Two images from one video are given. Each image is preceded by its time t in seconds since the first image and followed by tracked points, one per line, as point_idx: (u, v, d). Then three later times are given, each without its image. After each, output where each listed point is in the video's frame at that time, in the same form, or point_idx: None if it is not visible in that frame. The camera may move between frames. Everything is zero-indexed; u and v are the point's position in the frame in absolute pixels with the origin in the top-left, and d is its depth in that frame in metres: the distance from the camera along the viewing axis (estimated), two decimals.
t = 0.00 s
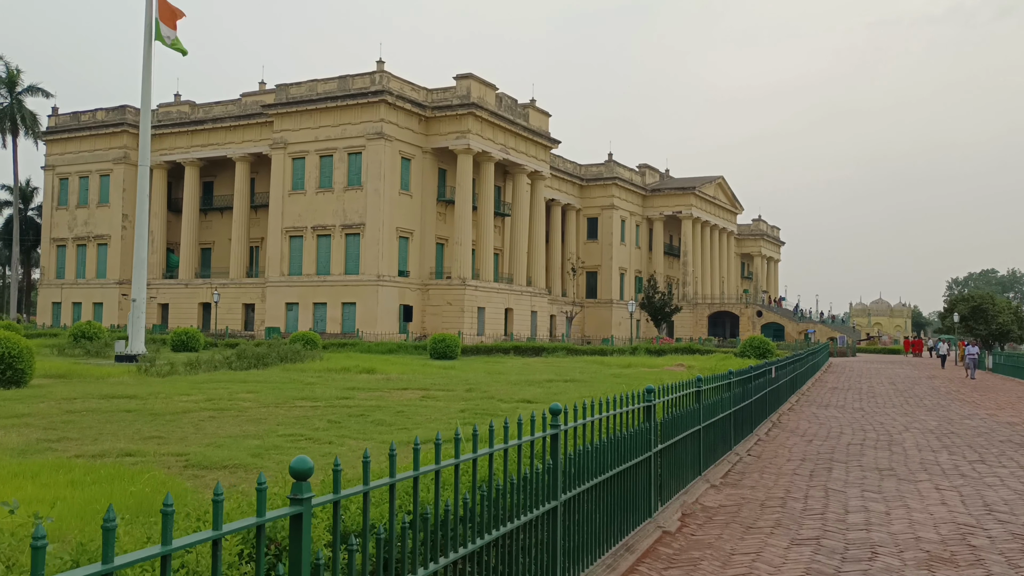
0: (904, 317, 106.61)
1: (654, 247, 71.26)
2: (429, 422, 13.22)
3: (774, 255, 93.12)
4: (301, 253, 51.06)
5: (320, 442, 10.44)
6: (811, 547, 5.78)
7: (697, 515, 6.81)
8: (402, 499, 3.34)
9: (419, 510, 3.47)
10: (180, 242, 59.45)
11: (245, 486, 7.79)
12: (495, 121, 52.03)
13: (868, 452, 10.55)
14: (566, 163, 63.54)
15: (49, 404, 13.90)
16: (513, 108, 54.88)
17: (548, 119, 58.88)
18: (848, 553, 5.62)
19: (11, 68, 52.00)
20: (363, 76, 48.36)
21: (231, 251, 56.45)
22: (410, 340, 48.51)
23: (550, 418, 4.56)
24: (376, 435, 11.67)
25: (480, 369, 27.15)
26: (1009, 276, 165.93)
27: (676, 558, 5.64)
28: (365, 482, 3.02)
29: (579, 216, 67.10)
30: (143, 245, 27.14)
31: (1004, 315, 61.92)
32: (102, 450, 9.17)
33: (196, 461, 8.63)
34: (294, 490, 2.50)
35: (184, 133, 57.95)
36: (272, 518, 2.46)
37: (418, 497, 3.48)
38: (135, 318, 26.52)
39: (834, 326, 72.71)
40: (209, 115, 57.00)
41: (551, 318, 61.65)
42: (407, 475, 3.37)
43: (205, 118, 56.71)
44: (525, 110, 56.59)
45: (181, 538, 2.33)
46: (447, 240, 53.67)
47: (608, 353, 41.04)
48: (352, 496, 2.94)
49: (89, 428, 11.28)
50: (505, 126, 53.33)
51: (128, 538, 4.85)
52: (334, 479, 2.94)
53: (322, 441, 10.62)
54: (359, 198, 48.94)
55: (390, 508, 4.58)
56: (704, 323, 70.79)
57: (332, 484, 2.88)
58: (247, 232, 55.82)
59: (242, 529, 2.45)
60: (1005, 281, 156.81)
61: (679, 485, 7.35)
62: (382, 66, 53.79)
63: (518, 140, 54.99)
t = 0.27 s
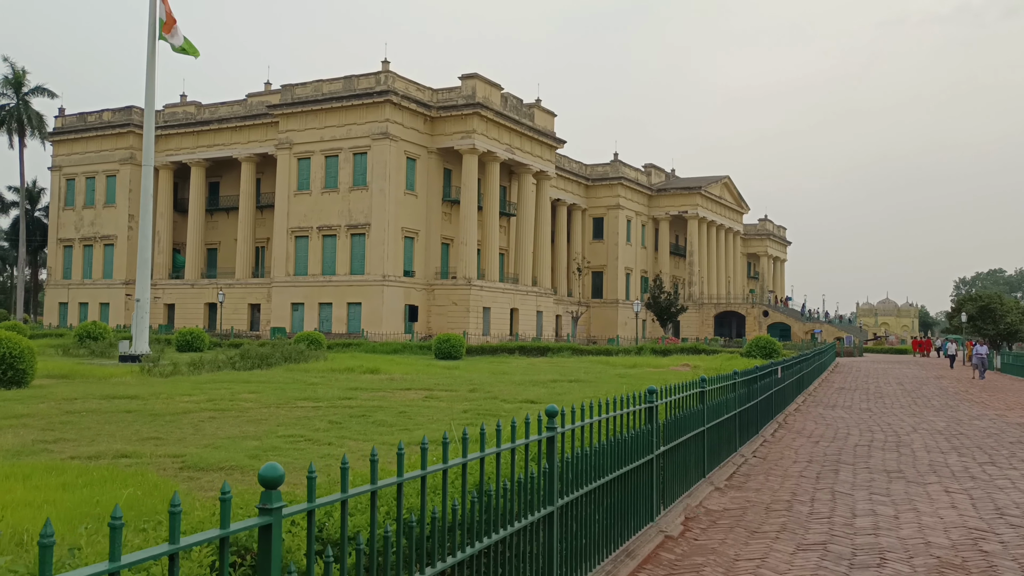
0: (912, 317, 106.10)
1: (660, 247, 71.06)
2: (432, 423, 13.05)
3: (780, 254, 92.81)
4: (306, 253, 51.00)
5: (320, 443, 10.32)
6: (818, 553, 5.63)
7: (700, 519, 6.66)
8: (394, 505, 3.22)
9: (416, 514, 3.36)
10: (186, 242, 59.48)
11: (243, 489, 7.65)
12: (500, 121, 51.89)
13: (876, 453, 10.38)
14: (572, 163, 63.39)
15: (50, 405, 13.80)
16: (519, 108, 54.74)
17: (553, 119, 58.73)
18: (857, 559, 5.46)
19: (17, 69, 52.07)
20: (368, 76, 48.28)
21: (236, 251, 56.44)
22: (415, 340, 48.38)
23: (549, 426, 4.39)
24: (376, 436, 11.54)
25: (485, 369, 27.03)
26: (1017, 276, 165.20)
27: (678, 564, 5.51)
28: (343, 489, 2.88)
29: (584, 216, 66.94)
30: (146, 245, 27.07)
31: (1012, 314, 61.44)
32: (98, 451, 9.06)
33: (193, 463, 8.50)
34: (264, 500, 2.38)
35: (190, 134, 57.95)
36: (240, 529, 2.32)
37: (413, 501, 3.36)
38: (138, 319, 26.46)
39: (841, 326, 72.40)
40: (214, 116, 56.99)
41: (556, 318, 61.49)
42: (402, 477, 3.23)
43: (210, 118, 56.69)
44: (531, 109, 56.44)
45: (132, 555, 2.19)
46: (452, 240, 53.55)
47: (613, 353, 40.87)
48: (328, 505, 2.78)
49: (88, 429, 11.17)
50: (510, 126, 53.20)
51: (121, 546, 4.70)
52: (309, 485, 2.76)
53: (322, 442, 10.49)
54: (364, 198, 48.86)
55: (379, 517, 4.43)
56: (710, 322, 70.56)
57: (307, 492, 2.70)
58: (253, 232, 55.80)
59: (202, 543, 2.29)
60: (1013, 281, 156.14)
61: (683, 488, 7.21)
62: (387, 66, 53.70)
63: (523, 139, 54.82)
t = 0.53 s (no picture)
0: (921, 317, 105.51)
1: (667, 247, 70.75)
2: (435, 423, 12.84)
3: (788, 254, 92.39)
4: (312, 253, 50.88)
5: (319, 444, 10.13)
6: (830, 560, 5.41)
7: (707, 524, 6.45)
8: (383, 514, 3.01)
9: (406, 523, 3.15)
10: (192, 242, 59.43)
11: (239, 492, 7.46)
12: (506, 120, 51.67)
13: (888, 455, 10.14)
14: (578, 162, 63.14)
15: (48, 405, 13.64)
16: (525, 107, 54.55)
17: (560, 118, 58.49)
18: (871, 566, 5.24)
19: (23, 68, 52.08)
20: (373, 75, 48.12)
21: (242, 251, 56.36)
22: (421, 340, 48.20)
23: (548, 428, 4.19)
24: (377, 437, 11.34)
25: (490, 369, 26.82)
26: None
27: (684, 572, 5.30)
28: (319, 499, 2.68)
29: (591, 216, 66.70)
30: (150, 244, 26.94)
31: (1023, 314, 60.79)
32: (91, 452, 8.88)
33: (188, 465, 8.30)
34: (227, 510, 2.20)
35: (195, 133, 57.89)
36: (197, 545, 2.12)
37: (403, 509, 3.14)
38: (142, 318, 26.34)
39: (849, 326, 71.94)
40: (219, 115, 56.91)
41: (563, 318, 61.24)
42: (391, 484, 3.02)
43: (216, 117, 56.61)
44: (537, 108, 56.23)
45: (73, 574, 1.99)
46: (458, 240, 53.34)
47: (620, 353, 40.60)
48: (301, 516, 2.58)
49: (84, 430, 10.99)
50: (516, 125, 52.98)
51: (103, 555, 4.51)
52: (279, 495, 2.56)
53: (321, 443, 10.29)
54: (370, 197, 48.71)
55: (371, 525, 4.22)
56: (717, 322, 70.21)
57: (278, 502, 2.50)
58: (258, 232, 55.71)
59: (156, 560, 2.09)
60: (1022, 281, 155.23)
61: (689, 491, 6.98)
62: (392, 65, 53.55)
63: (529, 138, 54.61)
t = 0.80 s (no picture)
0: (927, 317, 105.08)
1: (672, 246, 70.55)
2: (435, 424, 12.71)
3: (793, 254, 92.07)
4: (316, 253, 50.82)
5: (318, 446, 10.00)
6: (834, 567, 5.27)
7: (710, 529, 6.30)
8: (363, 523, 2.90)
9: (389, 532, 3.03)
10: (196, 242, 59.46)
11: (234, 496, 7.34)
12: (511, 120, 51.54)
13: (894, 457, 9.97)
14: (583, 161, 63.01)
15: (47, 406, 13.53)
16: (529, 107, 54.42)
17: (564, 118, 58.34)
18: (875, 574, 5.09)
19: (28, 69, 52.12)
20: (377, 75, 48.05)
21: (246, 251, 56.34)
22: (426, 340, 48.10)
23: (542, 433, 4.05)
24: (377, 438, 11.19)
25: (494, 370, 26.70)
26: None
27: None
28: (290, 508, 2.56)
29: (596, 216, 66.53)
30: (153, 245, 26.88)
31: None
32: (85, 454, 8.77)
33: (183, 467, 8.19)
34: (185, 523, 2.10)
35: (200, 134, 57.85)
36: (150, 561, 2.02)
37: (388, 517, 3.03)
38: (144, 319, 26.27)
39: (855, 326, 71.67)
40: (224, 116, 56.87)
41: (568, 318, 61.13)
42: (374, 491, 2.91)
43: (220, 118, 56.58)
44: (542, 108, 56.09)
45: None
46: (462, 240, 53.21)
47: (624, 353, 40.46)
48: (270, 527, 2.47)
49: (81, 431, 10.89)
50: (521, 125, 52.85)
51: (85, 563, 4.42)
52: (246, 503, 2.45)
53: (320, 444, 10.17)
54: (374, 197, 48.63)
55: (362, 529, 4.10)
56: (723, 322, 69.96)
57: (244, 513, 2.39)
58: (263, 232, 55.67)
59: None
60: None
61: (691, 495, 6.84)
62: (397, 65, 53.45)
63: (534, 138, 54.46)
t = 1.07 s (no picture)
0: (933, 317, 104.62)
1: (677, 246, 70.28)
2: (434, 424, 12.55)
3: (799, 254, 91.73)
4: (320, 252, 50.72)
5: (313, 446, 9.86)
6: (837, 570, 5.10)
7: (708, 531, 6.14)
8: (328, 527, 2.77)
9: (361, 537, 2.89)
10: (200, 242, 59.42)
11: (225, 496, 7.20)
12: (515, 119, 51.37)
13: (899, 457, 9.79)
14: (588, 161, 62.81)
15: (44, 405, 13.43)
16: (533, 106, 54.24)
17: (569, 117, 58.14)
18: None
19: (32, 69, 52.12)
20: (381, 74, 47.93)
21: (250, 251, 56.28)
22: (429, 340, 47.97)
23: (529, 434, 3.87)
24: (374, 438, 11.05)
25: (497, 369, 26.55)
26: None
27: None
28: (241, 514, 2.43)
29: (600, 215, 66.31)
30: (154, 244, 26.79)
31: None
32: (76, 454, 8.64)
33: (174, 466, 8.05)
34: (118, 530, 2.02)
35: (204, 133, 57.79)
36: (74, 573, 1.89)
37: (362, 521, 2.89)
38: (146, 318, 26.19)
39: (861, 326, 71.31)
40: (228, 115, 56.81)
41: (572, 318, 60.93)
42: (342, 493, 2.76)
43: (224, 117, 56.52)
44: (546, 107, 55.90)
45: None
46: (466, 239, 53.05)
47: (628, 352, 40.24)
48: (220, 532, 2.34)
49: (75, 431, 10.75)
50: (525, 124, 52.68)
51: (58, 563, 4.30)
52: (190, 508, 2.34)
53: (315, 444, 10.03)
54: (378, 197, 48.50)
55: (343, 532, 3.97)
56: (728, 322, 69.67)
57: (190, 518, 2.26)
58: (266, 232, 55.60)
59: None
60: None
61: (689, 496, 6.67)
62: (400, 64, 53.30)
63: (538, 137, 54.29)
